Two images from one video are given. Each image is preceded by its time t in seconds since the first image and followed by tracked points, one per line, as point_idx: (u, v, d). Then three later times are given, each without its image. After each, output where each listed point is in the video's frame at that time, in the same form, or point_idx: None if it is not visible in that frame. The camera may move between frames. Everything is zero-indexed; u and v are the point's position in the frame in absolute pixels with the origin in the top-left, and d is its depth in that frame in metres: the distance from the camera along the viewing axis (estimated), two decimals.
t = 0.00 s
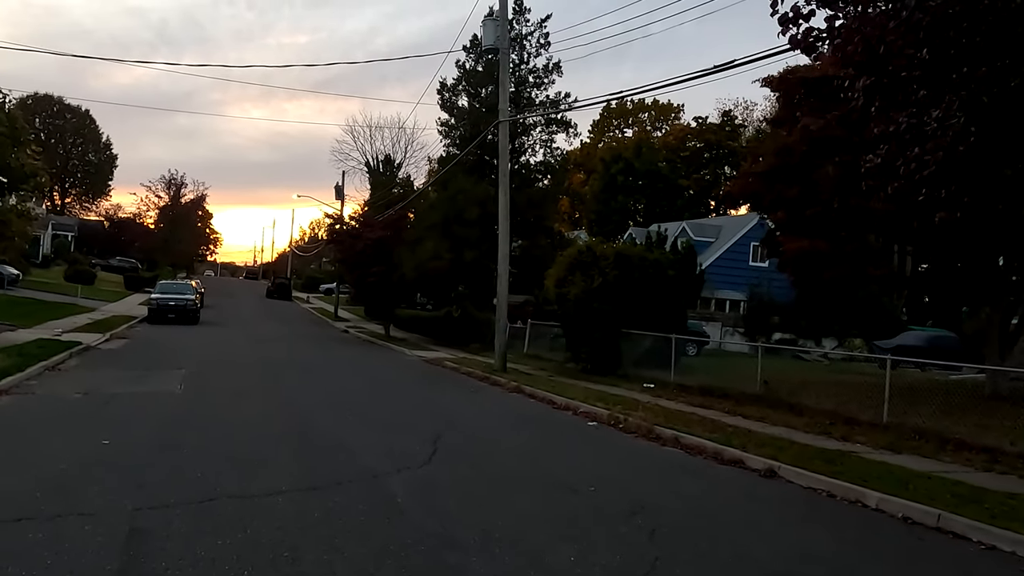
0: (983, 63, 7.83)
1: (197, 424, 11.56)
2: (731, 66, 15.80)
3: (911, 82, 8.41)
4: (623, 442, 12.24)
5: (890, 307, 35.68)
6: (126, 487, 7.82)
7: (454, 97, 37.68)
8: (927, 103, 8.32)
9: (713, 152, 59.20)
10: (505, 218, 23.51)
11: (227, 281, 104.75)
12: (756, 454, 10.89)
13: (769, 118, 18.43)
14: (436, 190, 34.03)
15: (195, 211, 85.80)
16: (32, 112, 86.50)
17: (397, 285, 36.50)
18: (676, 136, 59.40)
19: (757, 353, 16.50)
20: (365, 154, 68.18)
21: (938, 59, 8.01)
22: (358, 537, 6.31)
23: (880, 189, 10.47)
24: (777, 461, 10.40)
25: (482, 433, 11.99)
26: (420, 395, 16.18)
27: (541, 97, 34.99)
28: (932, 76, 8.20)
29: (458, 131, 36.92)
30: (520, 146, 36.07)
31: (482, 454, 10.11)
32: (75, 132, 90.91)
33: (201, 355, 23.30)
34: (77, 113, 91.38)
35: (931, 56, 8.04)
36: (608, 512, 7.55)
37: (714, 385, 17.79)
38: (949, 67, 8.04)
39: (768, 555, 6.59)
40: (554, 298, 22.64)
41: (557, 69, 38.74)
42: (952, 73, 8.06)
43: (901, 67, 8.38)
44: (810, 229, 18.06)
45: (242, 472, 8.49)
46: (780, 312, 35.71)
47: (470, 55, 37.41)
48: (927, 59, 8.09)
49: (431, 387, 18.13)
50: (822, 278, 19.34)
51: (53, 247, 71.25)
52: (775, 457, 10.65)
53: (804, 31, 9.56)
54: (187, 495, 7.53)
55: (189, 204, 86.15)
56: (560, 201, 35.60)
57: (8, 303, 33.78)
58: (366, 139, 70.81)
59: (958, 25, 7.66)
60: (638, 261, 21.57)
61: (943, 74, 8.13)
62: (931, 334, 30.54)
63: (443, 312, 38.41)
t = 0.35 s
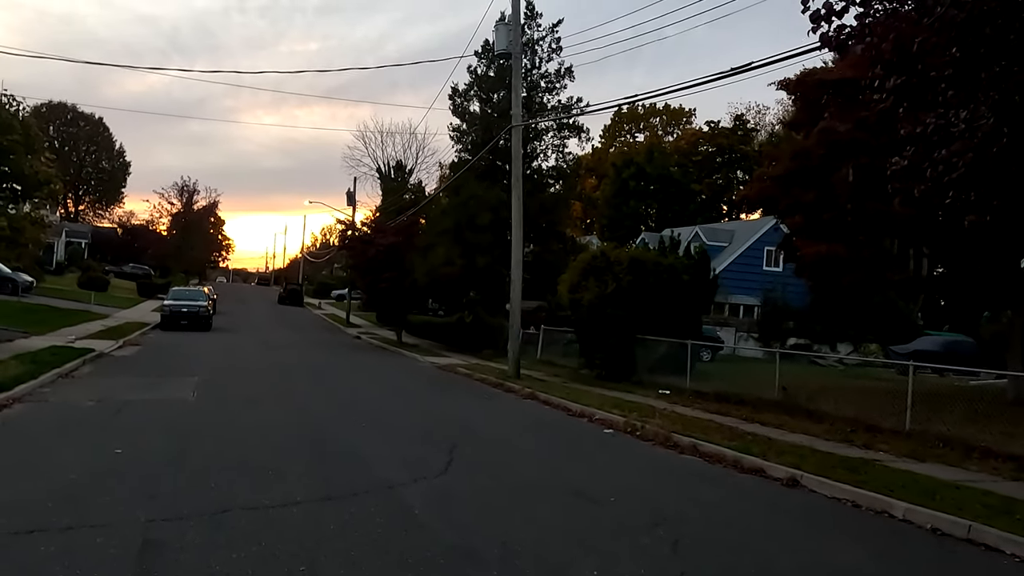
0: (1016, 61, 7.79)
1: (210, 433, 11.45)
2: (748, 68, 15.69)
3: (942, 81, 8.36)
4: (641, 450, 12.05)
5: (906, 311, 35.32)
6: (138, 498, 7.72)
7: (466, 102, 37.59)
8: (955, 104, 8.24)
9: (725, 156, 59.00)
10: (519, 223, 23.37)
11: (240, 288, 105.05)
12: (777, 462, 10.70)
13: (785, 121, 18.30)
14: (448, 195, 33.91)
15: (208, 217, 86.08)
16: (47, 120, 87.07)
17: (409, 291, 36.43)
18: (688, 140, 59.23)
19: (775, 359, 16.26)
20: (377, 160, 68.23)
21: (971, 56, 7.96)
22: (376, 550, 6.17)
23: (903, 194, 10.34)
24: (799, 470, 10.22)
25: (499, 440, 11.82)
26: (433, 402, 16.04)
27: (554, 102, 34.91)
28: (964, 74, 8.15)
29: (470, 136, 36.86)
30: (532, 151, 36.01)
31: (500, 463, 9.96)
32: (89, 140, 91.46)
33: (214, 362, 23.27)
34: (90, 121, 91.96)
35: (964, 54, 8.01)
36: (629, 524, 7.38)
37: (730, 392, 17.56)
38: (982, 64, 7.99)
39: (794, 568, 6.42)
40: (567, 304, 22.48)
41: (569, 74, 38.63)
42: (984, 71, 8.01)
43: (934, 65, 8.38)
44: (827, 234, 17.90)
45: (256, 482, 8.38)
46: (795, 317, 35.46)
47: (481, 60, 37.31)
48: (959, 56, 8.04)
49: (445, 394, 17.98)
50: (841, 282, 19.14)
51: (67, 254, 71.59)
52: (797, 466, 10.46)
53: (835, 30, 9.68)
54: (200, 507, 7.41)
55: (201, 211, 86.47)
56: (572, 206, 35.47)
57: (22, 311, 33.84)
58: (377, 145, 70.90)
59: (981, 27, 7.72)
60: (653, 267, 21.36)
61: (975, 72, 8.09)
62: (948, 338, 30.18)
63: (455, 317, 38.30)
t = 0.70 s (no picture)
0: None
1: (219, 440, 11.33)
2: (764, 68, 15.55)
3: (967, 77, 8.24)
4: (653, 457, 11.90)
5: (922, 315, 34.94)
6: (146, 506, 7.60)
7: (477, 106, 37.53)
8: (980, 102, 8.10)
9: (737, 159, 59.21)
10: (530, 226, 23.24)
11: (251, 292, 105.31)
12: (795, 469, 10.51)
13: (800, 123, 18.14)
14: (459, 200, 33.82)
15: (219, 222, 86.33)
16: (59, 126, 87.61)
17: (421, 295, 36.31)
18: (700, 143, 59.11)
19: (792, 365, 16.02)
20: (388, 165, 68.27)
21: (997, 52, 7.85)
22: (389, 559, 6.02)
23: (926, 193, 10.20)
24: (817, 477, 10.03)
25: (512, 446, 11.68)
26: (445, 408, 15.91)
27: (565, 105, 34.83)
28: (989, 72, 8.03)
29: (481, 140, 36.81)
30: (544, 155, 35.96)
31: (514, 470, 9.80)
32: (102, 146, 91.98)
33: (225, 367, 23.21)
34: (104, 127, 92.44)
35: (989, 50, 7.91)
36: (647, 534, 7.20)
37: (745, 398, 17.33)
38: (1009, 59, 7.89)
39: None
40: (579, 308, 22.30)
41: (580, 77, 38.56)
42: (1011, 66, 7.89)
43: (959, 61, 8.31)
44: (844, 237, 17.75)
45: (265, 490, 8.25)
46: (808, 321, 35.17)
47: (492, 64, 37.26)
48: (985, 53, 7.92)
49: (457, 399, 17.86)
50: (858, 286, 18.93)
51: (81, 259, 71.88)
52: (815, 473, 10.26)
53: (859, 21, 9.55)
54: (208, 515, 7.28)
55: (213, 216, 86.75)
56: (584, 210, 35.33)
57: (34, 316, 33.88)
58: (388, 150, 70.94)
59: (1004, 22, 7.66)
60: (665, 270, 21.20)
61: (1001, 68, 7.97)
62: (965, 342, 29.79)
63: (467, 322, 38.16)
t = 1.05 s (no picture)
0: None
1: (224, 449, 11.16)
2: (780, 69, 15.39)
3: (992, 74, 8.05)
4: (666, 466, 11.67)
5: (938, 321, 34.51)
6: (146, 519, 7.41)
7: (487, 112, 37.42)
8: (1005, 101, 7.90)
9: (750, 165, 58.40)
10: (541, 232, 23.04)
11: (264, 299, 105.53)
12: (812, 480, 10.25)
13: (814, 127, 17.90)
14: (469, 206, 33.68)
15: (231, 230, 86.54)
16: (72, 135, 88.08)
17: (431, 301, 36.15)
18: (711, 149, 58.42)
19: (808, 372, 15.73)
20: (399, 171, 68.26)
21: None
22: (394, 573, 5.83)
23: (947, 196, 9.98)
24: (835, 487, 9.77)
25: (521, 455, 11.49)
26: (454, 416, 15.71)
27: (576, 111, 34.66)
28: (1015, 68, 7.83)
29: (492, 146, 36.69)
30: (555, 161, 35.81)
31: (522, 480, 9.59)
32: (116, 154, 92.46)
33: (234, 374, 23.07)
34: (117, 135, 92.91)
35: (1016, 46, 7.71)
36: (660, 546, 6.99)
37: (760, 406, 17.03)
38: None
39: None
40: (591, 314, 22.06)
41: (591, 83, 38.41)
42: None
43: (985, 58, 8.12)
44: (860, 242, 17.47)
45: (269, 502, 8.08)
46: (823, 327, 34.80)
47: (502, 70, 37.16)
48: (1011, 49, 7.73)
49: (466, 407, 17.66)
50: (874, 292, 18.64)
51: (94, 267, 72.11)
52: (833, 483, 10.01)
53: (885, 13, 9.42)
54: (209, 528, 7.10)
55: (225, 223, 86.95)
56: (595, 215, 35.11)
57: (46, 323, 33.89)
58: (400, 157, 70.94)
59: None
60: (678, 276, 20.90)
61: None
62: (982, 349, 29.35)
63: (478, 328, 37.97)
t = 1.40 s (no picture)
0: None
1: (232, 458, 11.02)
2: (795, 72, 15.16)
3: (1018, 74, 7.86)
4: (680, 475, 11.46)
5: (953, 327, 34.12)
6: (149, 530, 7.28)
7: (498, 117, 37.32)
8: None
9: (762, 170, 58.10)
10: (553, 237, 22.87)
11: (275, 305, 105.70)
12: (831, 490, 10.02)
13: (829, 131, 17.69)
14: (480, 212, 33.57)
15: (243, 236, 86.72)
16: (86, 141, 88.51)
17: (442, 307, 36.02)
18: (724, 153, 58.12)
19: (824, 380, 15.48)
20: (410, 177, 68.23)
21: None
22: None
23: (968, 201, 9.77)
24: (855, 498, 9.54)
25: (533, 464, 11.31)
26: (465, 424, 15.54)
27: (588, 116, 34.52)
28: None
29: (503, 151, 36.58)
30: (566, 166, 35.68)
31: (533, 491, 9.40)
32: (129, 161, 92.88)
33: (244, 381, 22.98)
34: (130, 142, 93.37)
35: None
36: (675, 560, 6.79)
37: (776, 413, 16.78)
38: None
39: None
40: (603, 321, 21.84)
41: (603, 88, 38.28)
42: None
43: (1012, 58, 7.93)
44: (876, 246, 17.24)
45: (275, 514, 7.91)
46: (837, 333, 34.50)
47: (513, 75, 37.06)
48: None
49: (477, 414, 17.49)
50: (891, 298, 18.38)
51: (106, 273, 72.33)
52: (853, 494, 9.78)
53: (910, 8, 9.25)
54: (214, 541, 6.93)
55: (237, 229, 87.14)
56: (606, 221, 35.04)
57: (58, 329, 33.93)
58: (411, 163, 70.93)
59: None
60: (691, 282, 20.69)
61: None
62: (998, 355, 28.98)
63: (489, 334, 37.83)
